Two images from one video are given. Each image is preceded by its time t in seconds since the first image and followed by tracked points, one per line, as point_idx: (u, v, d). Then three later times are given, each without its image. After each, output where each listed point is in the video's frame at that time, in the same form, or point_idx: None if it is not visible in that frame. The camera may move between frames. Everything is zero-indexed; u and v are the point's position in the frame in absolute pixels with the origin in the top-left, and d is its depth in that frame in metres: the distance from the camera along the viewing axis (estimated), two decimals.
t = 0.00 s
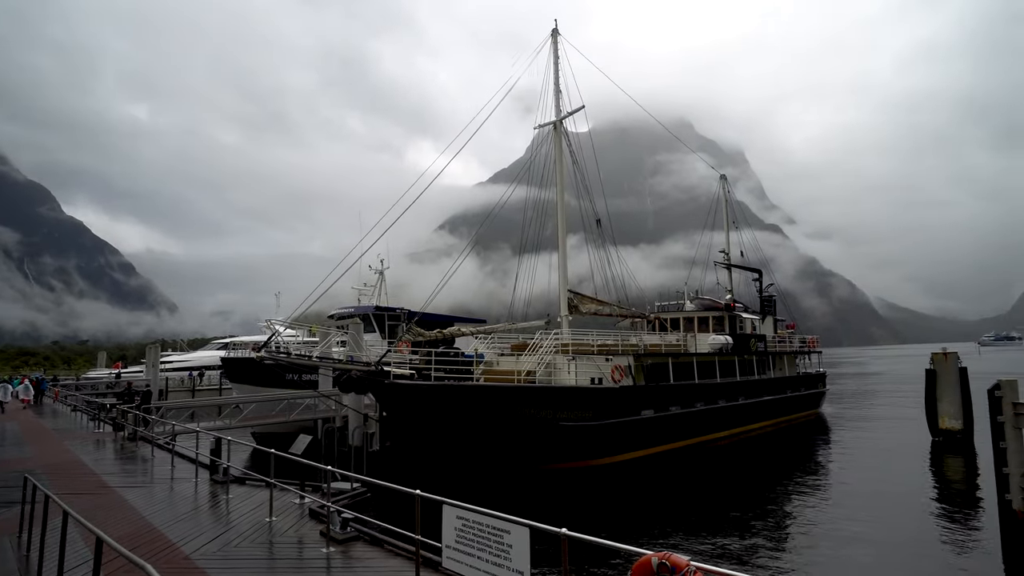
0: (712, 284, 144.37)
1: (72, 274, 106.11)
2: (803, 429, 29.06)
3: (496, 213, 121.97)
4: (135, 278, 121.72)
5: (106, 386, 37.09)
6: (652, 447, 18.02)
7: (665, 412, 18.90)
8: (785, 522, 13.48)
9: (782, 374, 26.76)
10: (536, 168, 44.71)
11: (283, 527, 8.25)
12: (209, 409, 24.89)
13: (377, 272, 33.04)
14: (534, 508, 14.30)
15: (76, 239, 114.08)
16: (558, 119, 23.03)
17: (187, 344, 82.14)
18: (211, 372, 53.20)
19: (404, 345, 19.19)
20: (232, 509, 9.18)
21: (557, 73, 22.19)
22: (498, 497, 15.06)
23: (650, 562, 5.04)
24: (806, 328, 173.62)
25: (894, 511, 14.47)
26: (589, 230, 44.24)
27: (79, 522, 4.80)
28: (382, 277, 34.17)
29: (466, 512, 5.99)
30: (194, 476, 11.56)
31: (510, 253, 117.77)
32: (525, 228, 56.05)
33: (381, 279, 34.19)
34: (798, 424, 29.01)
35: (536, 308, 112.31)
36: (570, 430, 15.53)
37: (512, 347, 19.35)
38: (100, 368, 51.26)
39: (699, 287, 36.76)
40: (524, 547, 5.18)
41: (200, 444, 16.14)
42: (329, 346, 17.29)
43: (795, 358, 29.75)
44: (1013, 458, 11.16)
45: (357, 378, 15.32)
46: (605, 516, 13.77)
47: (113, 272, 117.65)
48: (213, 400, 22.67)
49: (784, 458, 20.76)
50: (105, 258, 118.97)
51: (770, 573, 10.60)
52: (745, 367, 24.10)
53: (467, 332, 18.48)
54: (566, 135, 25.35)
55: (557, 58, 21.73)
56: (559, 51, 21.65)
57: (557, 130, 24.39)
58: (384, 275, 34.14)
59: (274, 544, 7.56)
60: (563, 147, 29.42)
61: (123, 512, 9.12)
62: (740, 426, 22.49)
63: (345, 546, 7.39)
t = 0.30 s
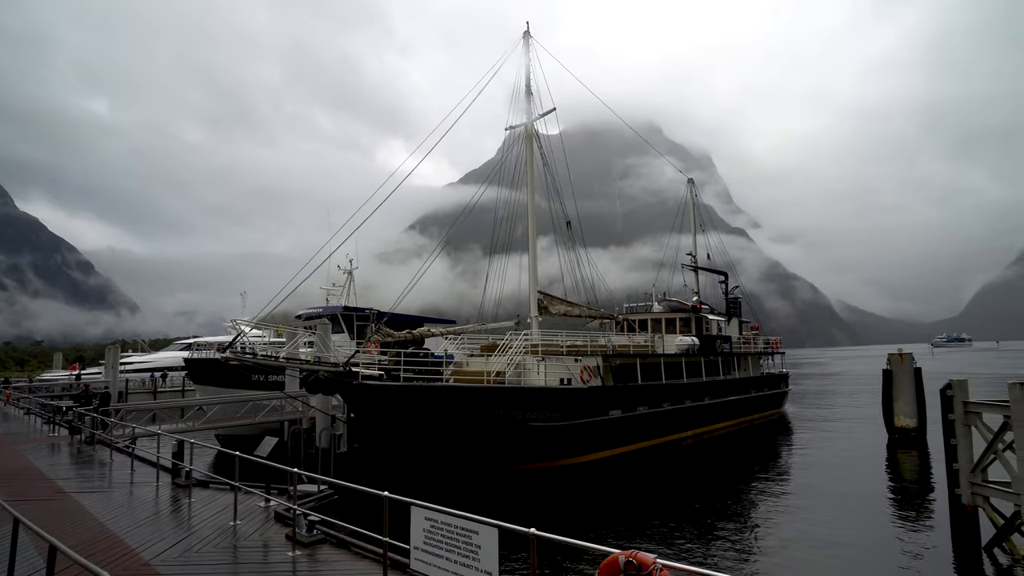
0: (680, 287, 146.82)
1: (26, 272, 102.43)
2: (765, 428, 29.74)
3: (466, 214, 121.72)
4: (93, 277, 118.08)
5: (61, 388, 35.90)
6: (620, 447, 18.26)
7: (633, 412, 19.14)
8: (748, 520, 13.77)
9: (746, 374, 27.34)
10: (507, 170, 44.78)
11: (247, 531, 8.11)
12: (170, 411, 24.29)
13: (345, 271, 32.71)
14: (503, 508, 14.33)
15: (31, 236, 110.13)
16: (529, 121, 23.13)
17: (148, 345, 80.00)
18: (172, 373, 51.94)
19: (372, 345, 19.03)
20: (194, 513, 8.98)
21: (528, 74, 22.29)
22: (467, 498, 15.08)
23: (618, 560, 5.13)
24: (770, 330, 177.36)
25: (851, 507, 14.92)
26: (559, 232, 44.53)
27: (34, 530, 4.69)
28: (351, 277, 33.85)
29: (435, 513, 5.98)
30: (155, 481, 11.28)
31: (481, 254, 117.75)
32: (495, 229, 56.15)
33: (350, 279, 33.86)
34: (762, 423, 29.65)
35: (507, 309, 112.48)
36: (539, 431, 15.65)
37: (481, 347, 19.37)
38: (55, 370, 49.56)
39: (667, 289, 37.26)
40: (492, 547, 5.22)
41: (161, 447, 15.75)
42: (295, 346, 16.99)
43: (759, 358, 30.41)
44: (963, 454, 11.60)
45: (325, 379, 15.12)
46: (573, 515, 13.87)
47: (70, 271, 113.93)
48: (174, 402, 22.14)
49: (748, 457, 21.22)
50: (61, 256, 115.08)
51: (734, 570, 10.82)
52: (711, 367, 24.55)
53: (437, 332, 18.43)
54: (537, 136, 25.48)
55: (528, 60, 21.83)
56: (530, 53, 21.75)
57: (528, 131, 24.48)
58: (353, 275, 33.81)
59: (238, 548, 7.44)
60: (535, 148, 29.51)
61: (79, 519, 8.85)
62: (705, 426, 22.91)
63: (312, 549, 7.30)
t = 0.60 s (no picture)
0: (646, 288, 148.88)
1: None
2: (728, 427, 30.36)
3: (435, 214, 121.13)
4: (46, 274, 113.83)
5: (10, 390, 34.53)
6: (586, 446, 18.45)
7: (599, 412, 19.36)
8: (710, 517, 14.05)
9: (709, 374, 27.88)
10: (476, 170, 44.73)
11: (207, 535, 7.94)
12: (126, 413, 23.58)
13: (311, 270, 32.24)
14: (470, 508, 14.33)
15: None
16: (498, 121, 23.14)
17: (103, 345, 77.41)
18: (129, 374, 50.41)
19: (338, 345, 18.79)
20: (152, 518, 8.75)
21: (497, 76, 22.35)
22: (434, 498, 15.05)
23: (583, 559, 5.20)
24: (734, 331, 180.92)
25: (809, 503, 15.35)
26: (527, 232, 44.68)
27: None
28: (317, 276, 33.39)
29: (401, 514, 5.96)
30: (110, 485, 10.94)
31: (450, 254, 117.34)
32: (463, 229, 56.02)
33: (316, 277, 33.40)
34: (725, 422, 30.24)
35: (475, 310, 112.29)
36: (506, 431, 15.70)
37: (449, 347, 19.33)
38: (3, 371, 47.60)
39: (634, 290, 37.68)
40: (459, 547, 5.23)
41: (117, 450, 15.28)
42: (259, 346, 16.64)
43: (722, 359, 31.03)
44: (914, 451, 12.04)
45: (290, 380, 14.87)
46: (540, 514, 13.94)
47: (21, 267, 109.62)
48: (131, 403, 21.50)
49: (710, 455, 21.64)
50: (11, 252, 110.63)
51: (697, 567, 11.02)
52: (675, 368, 24.95)
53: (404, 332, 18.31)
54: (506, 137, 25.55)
55: (498, 61, 21.85)
56: (500, 54, 21.80)
57: (498, 132, 24.49)
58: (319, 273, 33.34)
59: (198, 553, 7.28)
60: (504, 149, 29.55)
61: (29, 526, 8.54)
62: (670, 425, 23.27)
63: (275, 552, 7.19)
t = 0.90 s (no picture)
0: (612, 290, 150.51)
1: None
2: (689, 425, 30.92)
3: (401, 212, 120.07)
4: None
5: None
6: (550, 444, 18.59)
7: (564, 411, 19.49)
8: (673, 514, 14.28)
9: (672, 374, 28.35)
10: (443, 168, 44.49)
11: (163, 541, 7.71)
12: (76, 415, 22.74)
13: (273, 268, 31.62)
14: (434, 508, 14.26)
15: None
16: (466, 120, 23.07)
17: (51, 344, 74.41)
18: (79, 375, 48.61)
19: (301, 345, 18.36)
20: (104, 523, 8.47)
21: (466, 74, 22.28)
22: (398, 498, 14.94)
23: (548, 556, 5.24)
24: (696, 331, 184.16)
25: (767, 499, 15.73)
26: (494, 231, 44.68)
27: None
28: (281, 273, 32.77)
29: (364, 515, 5.89)
30: (58, 490, 10.53)
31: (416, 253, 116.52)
32: (429, 227, 55.71)
33: (279, 275, 32.77)
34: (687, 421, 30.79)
35: (440, 308, 111.73)
36: (471, 429, 15.73)
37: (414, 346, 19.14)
38: None
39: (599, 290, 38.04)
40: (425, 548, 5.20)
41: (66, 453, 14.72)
42: (219, 345, 16.23)
43: (685, 358, 31.57)
44: (866, 447, 12.44)
45: (251, 380, 14.54)
46: (504, 513, 13.99)
47: None
48: (82, 404, 20.74)
49: (673, 453, 22.01)
50: None
51: (660, 564, 11.17)
52: (640, 367, 25.28)
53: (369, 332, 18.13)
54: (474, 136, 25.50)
55: (466, 59, 21.79)
56: (469, 53, 21.74)
57: (466, 131, 24.41)
58: (281, 271, 32.72)
59: (152, 560, 7.07)
60: (471, 148, 29.49)
61: None
62: (634, 423, 23.57)
63: (233, 557, 7.03)
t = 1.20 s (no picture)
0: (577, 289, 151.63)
1: None
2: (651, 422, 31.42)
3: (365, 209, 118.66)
4: None
5: None
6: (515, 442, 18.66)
7: (529, 409, 19.60)
8: (635, 511, 14.48)
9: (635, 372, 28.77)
10: (408, 165, 44.15)
11: (114, 546, 7.48)
12: (21, 416, 21.81)
13: (233, 264, 30.90)
14: (398, 507, 14.17)
15: None
16: (433, 118, 22.97)
17: None
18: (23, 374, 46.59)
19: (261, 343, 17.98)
20: (52, 529, 8.16)
21: (432, 71, 22.15)
22: (361, 499, 14.79)
23: (510, 555, 5.29)
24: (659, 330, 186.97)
25: (726, 495, 16.10)
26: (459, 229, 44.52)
27: None
28: (241, 269, 32.04)
29: (326, 517, 5.82)
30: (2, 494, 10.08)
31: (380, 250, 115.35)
32: (394, 223, 55.24)
33: (239, 271, 32.03)
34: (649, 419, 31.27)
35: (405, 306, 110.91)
36: (436, 428, 15.70)
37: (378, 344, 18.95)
38: None
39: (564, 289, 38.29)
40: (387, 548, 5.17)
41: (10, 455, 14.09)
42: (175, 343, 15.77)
43: (648, 357, 32.04)
44: (820, 443, 12.83)
45: (209, 379, 14.17)
46: (468, 512, 14.00)
47: None
48: (28, 405, 19.90)
49: (635, 450, 22.34)
50: None
51: (623, 560, 11.33)
52: (603, 365, 25.57)
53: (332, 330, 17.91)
54: (440, 133, 25.39)
55: (433, 56, 21.69)
56: (436, 50, 21.63)
57: (432, 128, 24.29)
58: (241, 267, 31.99)
59: (103, 566, 6.84)
60: (438, 145, 29.38)
61: None
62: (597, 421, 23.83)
63: (190, 561, 6.87)
